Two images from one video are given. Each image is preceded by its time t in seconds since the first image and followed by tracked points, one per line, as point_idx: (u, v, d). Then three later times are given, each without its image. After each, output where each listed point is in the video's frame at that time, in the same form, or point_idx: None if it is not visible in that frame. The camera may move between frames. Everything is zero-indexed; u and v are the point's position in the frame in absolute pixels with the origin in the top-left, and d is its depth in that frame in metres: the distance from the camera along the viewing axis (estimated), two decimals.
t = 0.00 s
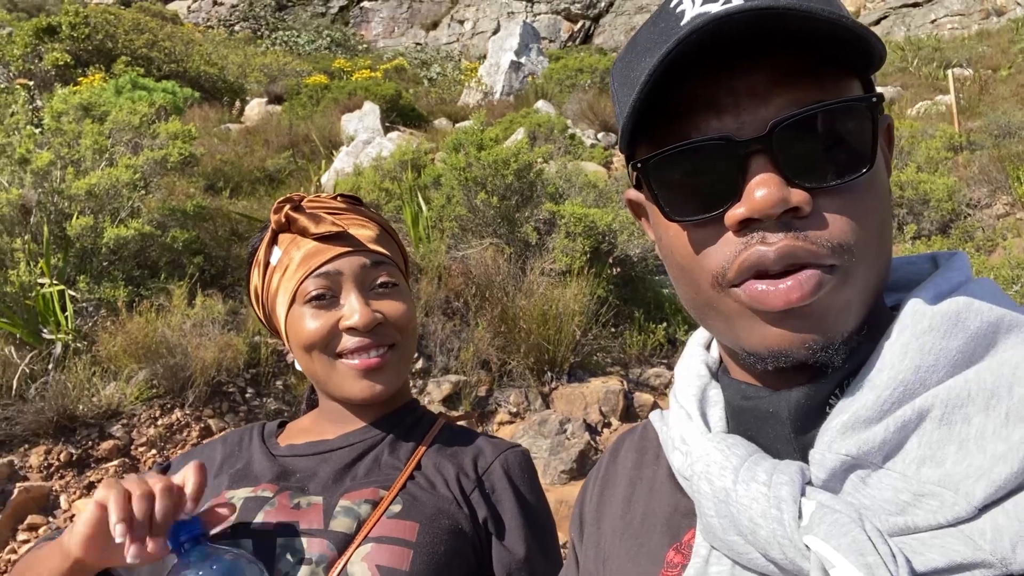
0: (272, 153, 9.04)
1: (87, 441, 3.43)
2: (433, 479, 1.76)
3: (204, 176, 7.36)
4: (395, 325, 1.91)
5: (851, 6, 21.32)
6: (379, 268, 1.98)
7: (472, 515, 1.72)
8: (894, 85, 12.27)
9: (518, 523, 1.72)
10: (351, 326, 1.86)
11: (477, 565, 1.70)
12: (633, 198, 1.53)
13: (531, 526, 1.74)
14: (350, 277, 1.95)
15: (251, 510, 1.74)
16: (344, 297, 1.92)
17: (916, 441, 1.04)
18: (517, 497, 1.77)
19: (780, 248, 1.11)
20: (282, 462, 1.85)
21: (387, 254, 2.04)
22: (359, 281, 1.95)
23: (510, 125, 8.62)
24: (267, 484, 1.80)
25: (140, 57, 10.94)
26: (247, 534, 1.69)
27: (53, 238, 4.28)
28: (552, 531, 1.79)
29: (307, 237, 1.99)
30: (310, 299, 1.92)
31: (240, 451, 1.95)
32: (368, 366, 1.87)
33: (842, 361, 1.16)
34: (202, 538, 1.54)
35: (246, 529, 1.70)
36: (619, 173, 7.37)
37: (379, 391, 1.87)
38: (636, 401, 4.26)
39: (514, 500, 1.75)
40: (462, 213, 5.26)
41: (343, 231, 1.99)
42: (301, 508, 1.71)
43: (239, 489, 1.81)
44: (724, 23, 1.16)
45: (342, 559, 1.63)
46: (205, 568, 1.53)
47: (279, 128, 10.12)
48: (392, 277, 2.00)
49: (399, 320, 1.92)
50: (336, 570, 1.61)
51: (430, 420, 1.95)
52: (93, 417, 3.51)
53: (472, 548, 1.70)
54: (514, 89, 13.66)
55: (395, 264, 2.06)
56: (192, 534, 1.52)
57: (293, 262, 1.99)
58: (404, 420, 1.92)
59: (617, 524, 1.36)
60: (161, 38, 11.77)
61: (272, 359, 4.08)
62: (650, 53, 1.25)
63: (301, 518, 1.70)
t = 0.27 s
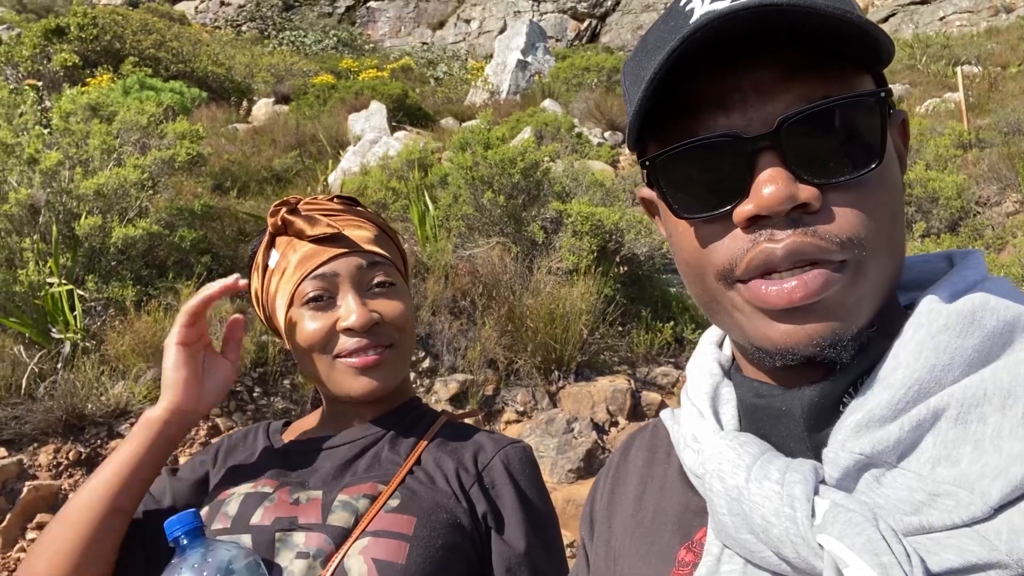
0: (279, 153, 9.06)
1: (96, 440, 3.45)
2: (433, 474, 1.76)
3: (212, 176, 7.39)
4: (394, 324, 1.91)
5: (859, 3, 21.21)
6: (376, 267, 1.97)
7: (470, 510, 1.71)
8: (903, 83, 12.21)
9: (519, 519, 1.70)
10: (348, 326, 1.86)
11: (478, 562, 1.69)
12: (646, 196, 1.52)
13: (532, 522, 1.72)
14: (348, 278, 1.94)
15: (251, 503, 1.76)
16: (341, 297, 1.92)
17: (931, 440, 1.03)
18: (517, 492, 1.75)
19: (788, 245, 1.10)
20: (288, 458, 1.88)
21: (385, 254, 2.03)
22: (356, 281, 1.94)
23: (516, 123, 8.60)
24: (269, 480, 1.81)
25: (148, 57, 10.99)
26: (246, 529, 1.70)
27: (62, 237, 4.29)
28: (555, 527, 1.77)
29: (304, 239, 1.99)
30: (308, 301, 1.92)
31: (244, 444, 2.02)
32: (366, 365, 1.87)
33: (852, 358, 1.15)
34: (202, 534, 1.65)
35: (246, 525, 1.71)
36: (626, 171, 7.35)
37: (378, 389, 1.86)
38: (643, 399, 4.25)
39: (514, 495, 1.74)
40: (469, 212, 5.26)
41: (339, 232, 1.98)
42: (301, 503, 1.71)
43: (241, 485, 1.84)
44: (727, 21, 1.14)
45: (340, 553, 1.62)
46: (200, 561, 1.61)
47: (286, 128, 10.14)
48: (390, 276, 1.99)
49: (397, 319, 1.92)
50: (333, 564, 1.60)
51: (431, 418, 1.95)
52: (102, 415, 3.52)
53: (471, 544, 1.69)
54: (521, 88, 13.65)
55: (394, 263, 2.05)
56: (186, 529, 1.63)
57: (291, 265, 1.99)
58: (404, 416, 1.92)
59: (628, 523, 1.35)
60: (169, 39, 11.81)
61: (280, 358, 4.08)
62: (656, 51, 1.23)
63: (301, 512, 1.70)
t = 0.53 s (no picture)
0: (286, 153, 9.09)
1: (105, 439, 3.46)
2: (436, 472, 1.76)
3: (219, 176, 7.42)
4: (394, 321, 1.91)
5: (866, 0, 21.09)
6: (375, 265, 1.97)
7: (474, 506, 1.71)
8: (911, 80, 12.14)
9: (522, 516, 1.71)
10: (349, 325, 1.86)
11: (482, 564, 1.69)
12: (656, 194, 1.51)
13: (536, 520, 1.73)
14: (347, 277, 1.94)
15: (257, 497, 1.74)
16: (341, 296, 1.91)
17: (944, 438, 1.02)
18: (520, 489, 1.75)
19: (800, 241, 1.09)
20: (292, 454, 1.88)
21: (383, 252, 2.03)
22: (355, 279, 1.94)
23: (522, 122, 8.60)
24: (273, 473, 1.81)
25: (155, 58, 11.05)
26: (252, 524, 1.69)
27: (70, 237, 4.31)
28: (556, 522, 1.79)
29: (302, 238, 1.99)
30: (307, 300, 1.92)
31: (247, 437, 2.03)
32: (367, 363, 1.87)
33: (865, 355, 1.14)
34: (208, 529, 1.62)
35: (252, 519, 1.70)
36: (632, 170, 7.34)
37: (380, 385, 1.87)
38: (650, 398, 4.24)
39: (517, 492, 1.74)
40: (475, 211, 5.25)
41: (337, 231, 1.97)
42: (307, 501, 1.71)
43: (246, 479, 1.82)
44: (737, 17, 1.13)
45: (345, 549, 1.61)
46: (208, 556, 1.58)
47: (292, 127, 10.16)
48: (389, 274, 1.99)
49: (397, 316, 1.92)
50: (339, 560, 1.60)
51: (433, 414, 1.94)
52: (110, 414, 3.54)
53: (475, 540, 1.69)
54: (527, 87, 13.64)
55: (392, 261, 2.06)
56: (193, 524, 1.60)
57: (290, 264, 1.99)
58: (406, 413, 1.91)
59: (638, 522, 1.34)
60: (176, 39, 11.86)
61: (287, 357, 4.09)
62: (666, 47, 1.22)
63: (308, 509, 1.69)
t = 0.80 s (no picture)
0: (293, 154, 9.11)
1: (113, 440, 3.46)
2: (441, 474, 1.76)
3: (226, 177, 7.45)
4: (393, 324, 1.91)
5: None
6: (372, 269, 1.96)
7: (479, 509, 1.70)
8: (920, 77, 12.07)
9: (526, 518, 1.70)
10: (349, 330, 1.85)
11: (486, 566, 1.68)
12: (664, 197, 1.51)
13: (539, 521, 1.73)
14: (344, 282, 1.93)
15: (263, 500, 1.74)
16: (339, 301, 1.91)
17: (955, 441, 1.01)
18: (524, 491, 1.75)
19: (807, 243, 1.08)
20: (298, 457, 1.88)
21: (381, 256, 2.03)
22: (353, 284, 1.93)
23: (529, 122, 8.59)
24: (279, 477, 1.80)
25: (163, 60, 11.10)
26: (257, 526, 1.68)
27: (79, 239, 4.32)
28: (559, 525, 1.79)
29: (298, 245, 1.98)
30: (306, 307, 1.92)
31: (249, 439, 2.02)
32: (368, 367, 1.86)
33: (876, 359, 1.12)
34: (214, 531, 1.60)
35: (257, 521, 1.69)
36: (639, 169, 7.32)
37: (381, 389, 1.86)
38: (658, 398, 4.23)
39: (521, 493, 1.74)
40: (482, 210, 5.25)
41: (333, 236, 1.96)
42: (313, 504, 1.71)
43: (252, 482, 1.82)
44: (744, 20, 1.12)
45: (350, 551, 1.61)
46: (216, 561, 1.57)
47: (299, 128, 10.19)
48: (387, 277, 1.98)
49: (396, 320, 1.91)
50: (344, 563, 1.59)
51: (435, 418, 1.95)
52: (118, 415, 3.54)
53: (480, 543, 1.68)
54: (533, 86, 13.63)
55: (390, 264, 2.05)
56: (199, 526, 1.57)
57: (287, 272, 1.99)
58: (408, 416, 1.91)
59: (645, 525, 1.34)
60: (184, 41, 11.91)
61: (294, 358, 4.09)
62: (673, 50, 1.21)
63: (315, 512, 1.69)
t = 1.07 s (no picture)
0: (301, 154, 9.14)
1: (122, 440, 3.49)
2: (439, 473, 1.76)
3: (234, 178, 7.48)
4: (390, 326, 1.91)
5: None
6: (368, 271, 1.96)
7: (476, 508, 1.71)
8: (928, 73, 12.02)
9: (524, 516, 1.71)
10: (346, 334, 1.86)
11: (484, 565, 1.68)
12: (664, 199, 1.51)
13: (537, 519, 1.74)
14: (341, 285, 1.93)
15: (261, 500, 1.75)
16: (337, 304, 1.91)
17: (953, 441, 1.01)
18: (522, 490, 1.76)
19: (806, 245, 1.08)
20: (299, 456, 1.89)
21: (379, 257, 2.03)
22: (350, 287, 1.93)
23: (535, 121, 8.59)
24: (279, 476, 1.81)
25: (171, 61, 11.16)
26: (256, 524, 1.70)
27: (87, 240, 4.35)
28: (557, 522, 1.80)
29: (294, 249, 1.99)
30: (304, 310, 1.92)
31: (249, 435, 1.99)
32: (366, 369, 1.87)
33: (875, 359, 1.12)
34: (212, 529, 1.60)
35: (255, 520, 1.71)
36: (646, 168, 7.31)
37: (380, 392, 1.87)
38: (664, 396, 4.24)
39: (519, 493, 1.75)
40: (488, 210, 5.26)
41: (329, 239, 1.96)
42: (312, 504, 1.72)
43: (252, 482, 1.83)
44: (741, 23, 1.12)
45: (349, 550, 1.62)
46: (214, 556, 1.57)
47: (306, 129, 10.23)
48: (384, 279, 1.98)
49: (393, 322, 1.92)
50: (341, 562, 1.61)
51: (435, 417, 1.95)
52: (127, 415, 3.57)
53: (478, 542, 1.68)
54: (539, 85, 13.63)
55: (388, 265, 2.05)
56: (197, 525, 1.57)
57: (284, 275, 1.99)
58: (409, 416, 1.91)
59: (646, 525, 1.34)
60: (191, 42, 11.97)
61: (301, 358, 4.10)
62: (672, 52, 1.22)
63: (313, 511, 1.70)
